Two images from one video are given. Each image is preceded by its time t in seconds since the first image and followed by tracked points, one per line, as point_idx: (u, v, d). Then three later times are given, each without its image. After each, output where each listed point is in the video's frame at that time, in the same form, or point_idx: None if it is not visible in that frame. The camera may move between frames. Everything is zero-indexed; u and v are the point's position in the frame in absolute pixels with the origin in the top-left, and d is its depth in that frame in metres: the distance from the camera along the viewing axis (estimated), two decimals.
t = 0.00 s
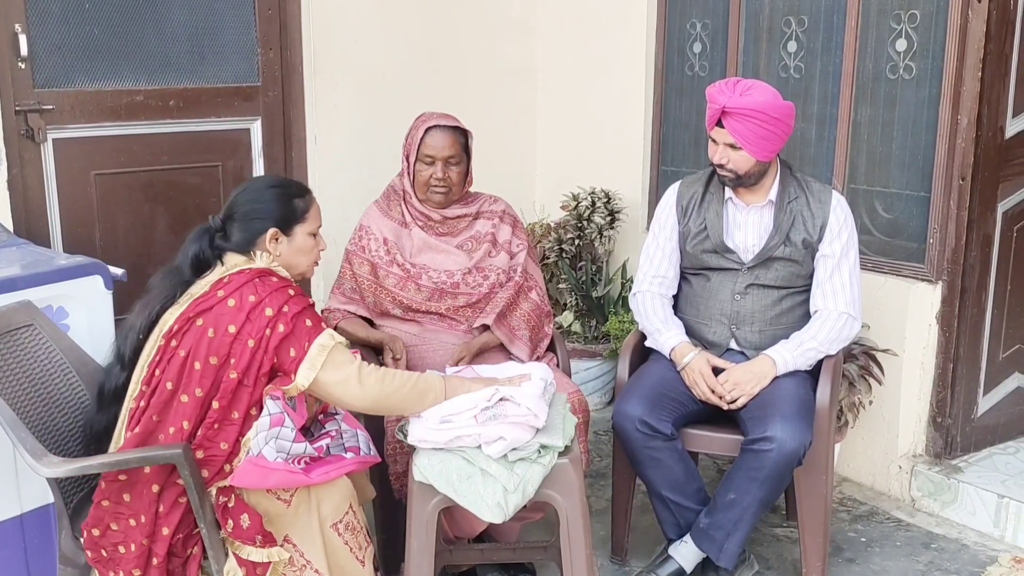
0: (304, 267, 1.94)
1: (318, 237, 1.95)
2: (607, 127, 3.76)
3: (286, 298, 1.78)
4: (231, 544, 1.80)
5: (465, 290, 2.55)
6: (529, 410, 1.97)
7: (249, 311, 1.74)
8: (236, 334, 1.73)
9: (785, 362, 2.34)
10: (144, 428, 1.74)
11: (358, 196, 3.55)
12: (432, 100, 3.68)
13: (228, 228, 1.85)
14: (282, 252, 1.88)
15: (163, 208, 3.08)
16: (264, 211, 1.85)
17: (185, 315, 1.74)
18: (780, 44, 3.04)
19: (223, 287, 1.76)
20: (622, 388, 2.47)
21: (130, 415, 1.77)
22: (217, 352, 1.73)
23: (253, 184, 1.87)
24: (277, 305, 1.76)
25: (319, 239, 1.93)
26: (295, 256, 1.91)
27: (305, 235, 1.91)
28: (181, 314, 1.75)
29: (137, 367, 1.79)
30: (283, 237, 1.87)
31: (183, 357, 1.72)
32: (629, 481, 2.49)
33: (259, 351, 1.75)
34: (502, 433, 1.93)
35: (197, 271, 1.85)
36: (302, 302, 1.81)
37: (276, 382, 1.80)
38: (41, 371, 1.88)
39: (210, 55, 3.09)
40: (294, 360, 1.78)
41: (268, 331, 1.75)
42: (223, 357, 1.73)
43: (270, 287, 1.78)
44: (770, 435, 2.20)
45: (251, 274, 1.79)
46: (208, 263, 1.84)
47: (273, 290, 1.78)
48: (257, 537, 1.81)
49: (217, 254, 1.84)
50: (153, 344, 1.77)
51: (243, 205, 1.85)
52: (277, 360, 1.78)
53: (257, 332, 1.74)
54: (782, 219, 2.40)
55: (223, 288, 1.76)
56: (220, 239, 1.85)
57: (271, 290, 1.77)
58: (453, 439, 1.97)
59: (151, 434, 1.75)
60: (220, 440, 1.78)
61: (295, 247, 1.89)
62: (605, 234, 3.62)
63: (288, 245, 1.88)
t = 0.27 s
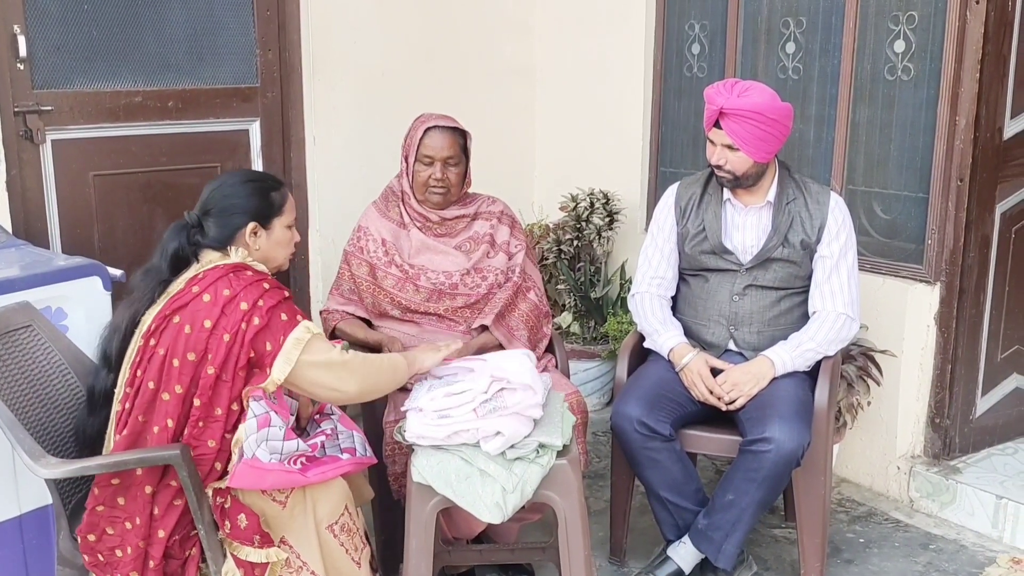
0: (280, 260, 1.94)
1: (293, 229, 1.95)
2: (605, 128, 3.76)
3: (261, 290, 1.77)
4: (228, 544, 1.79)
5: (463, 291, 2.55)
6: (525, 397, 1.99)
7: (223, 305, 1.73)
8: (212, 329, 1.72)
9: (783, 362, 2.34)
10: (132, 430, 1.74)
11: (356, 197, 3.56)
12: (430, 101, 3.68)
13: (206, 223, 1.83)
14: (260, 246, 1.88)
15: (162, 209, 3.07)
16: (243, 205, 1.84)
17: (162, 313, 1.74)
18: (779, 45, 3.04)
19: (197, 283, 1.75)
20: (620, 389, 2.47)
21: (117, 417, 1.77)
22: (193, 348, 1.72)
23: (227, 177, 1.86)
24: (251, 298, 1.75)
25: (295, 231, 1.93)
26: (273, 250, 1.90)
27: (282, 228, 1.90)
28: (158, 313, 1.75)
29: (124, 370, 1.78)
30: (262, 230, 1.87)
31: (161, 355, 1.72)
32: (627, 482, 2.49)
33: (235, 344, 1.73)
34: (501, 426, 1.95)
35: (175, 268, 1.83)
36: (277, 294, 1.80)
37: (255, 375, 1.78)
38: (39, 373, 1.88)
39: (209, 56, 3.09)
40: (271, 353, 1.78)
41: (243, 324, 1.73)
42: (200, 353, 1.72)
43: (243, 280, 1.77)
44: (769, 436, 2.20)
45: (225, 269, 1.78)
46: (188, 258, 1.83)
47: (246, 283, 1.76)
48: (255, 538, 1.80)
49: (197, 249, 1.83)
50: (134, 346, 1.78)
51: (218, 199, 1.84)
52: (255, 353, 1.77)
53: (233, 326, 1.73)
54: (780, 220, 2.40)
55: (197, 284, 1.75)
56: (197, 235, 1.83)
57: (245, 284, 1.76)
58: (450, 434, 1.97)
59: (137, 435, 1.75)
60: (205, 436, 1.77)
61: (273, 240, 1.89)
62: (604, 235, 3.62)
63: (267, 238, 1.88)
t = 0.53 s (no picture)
0: (270, 259, 1.95)
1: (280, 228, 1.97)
2: (604, 130, 3.76)
3: (264, 289, 1.80)
4: (229, 547, 1.77)
5: (464, 292, 2.55)
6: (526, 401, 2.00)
7: (228, 306, 1.74)
8: (219, 330, 1.73)
9: (783, 365, 2.34)
10: (133, 433, 1.72)
11: (356, 200, 3.56)
12: (430, 103, 3.69)
13: (195, 223, 1.83)
14: (250, 245, 1.89)
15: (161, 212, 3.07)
16: (233, 204, 1.84)
17: (164, 316, 1.73)
18: (778, 48, 3.05)
19: (198, 285, 1.76)
20: (620, 392, 2.47)
21: (117, 422, 1.75)
22: (200, 349, 1.72)
23: (216, 178, 1.87)
24: (256, 297, 1.77)
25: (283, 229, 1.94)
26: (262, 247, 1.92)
27: (271, 226, 1.92)
28: (158, 316, 1.73)
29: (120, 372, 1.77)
30: (251, 229, 1.88)
31: (166, 358, 1.71)
32: (627, 485, 2.49)
33: (244, 344, 1.75)
34: (501, 429, 1.95)
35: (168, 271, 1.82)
36: (279, 292, 1.84)
37: (261, 373, 1.81)
38: (37, 376, 1.87)
39: (209, 59, 3.09)
40: (280, 348, 1.81)
41: (251, 323, 1.76)
42: (207, 353, 1.72)
43: (245, 280, 1.79)
44: (768, 438, 2.20)
45: (223, 270, 1.79)
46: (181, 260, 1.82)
47: (249, 283, 1.79)
48: (255, 541, 1.79)
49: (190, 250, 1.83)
50: (133, 349, 1.76)
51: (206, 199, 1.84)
52: (262, 351, 1.79)
53: (241, 326, 1.75)
54: (779, 222, 2.40)
55: (197, 285, 1.75)
56: (187, 236, 1.83)
57: (247, 283, 1.79)
58: (451, 436, 1.97)
59: (140, 439, 1.73)
60: (210, 437, 1.76)
61: (262, 239, 1.90)
62: (603, 237, 3.61)
63: (256, 237, 1.89)
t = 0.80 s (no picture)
0: (266, 266, 1.94)
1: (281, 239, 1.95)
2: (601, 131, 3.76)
3: (256, 283, 1.78)
4: (226, 549, 1.78)
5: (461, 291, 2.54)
6: (526, 405, 1.99)
7: (221, 302, 1.73)
8: (213, 326, 1.72)
9: (779, 366, 2.34)
10: (129, 433, 1.72)
11: (352, 201, 3.56)
12: (426, 104, 3.68)
13: (200, 216, 1.83)
14: (248, 247, 1.87)
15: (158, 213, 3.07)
16: (239, 205, 1.84)
17: (157, 315, 1.72)
18: (774, 49, 3.05)
19: (190, 282, 1.74)
20: (616, 393, 2.47)
21: (113, 421, 1.75)
22: (194, 347, 1.71)
23: (227, 176, 1.87)
24: (249, 292, 1.76)
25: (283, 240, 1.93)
26: (260, 253, 1.90)
27: (272, 234, 1.91)
28: (152, 315, 1.73)
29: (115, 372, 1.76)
30: (251, 232, 1.86)
31: (160, 357, 1.70)
32: (624, 486, 2.49)
33: (239, 339, 1.73)
34: (497, 431, 1.94)
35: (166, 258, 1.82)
36: (271, 285, 1.81)
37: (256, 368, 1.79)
38: (33, 377, 1.87)
39: (205, 60, 3.09)
40: (275, 338, 1.78)
41: (245, 319, 1.74)
42: (201, 350, 1.71)
43: (237, 275, 1.77)
44: (765, 439, 2.20)
45: (215, 267, 1.78)
46: (177, 249, 1.83)
47: (241, 278, 1.77)
48: (251, 542, 1.79)
49: (186, 242, 1.83)
50: (126, 349, 1.75)
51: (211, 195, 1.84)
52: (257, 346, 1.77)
53: (235, 322, 1.73)
54: (776, 223, 2.41)
55: (190, 283, 1.74)
56: (189, 226, 1.83)
57: (239, 279, 1.77)
58: (448, 437, 1.97)
59: (137, 438, 1.73)
60: (208, 434, 1.76)
61: (260, 245, 1.89)
62: (600, 238, 3.61)
63: (255, 241, 1.88)
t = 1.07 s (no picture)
0: (255, 260, 1.93)
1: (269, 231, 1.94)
2: (600, 131, 3.76)
3: (234, 286, 1.75)
4: (225, 548, 1.79)
5: (460, 291, 2.54)
6: (526, 405, 1.99)
7: (196, 301, 1.71)
8: (187, 325, 1.70)
9: (779, 366, 2.34)
10: (121, 435, 1.72)
11: (352, 201, 3.56)
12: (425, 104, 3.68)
13: (182, 217, 1.82)
14: (234, 243, 1.86)
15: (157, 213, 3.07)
16: (221, 203, 1.83)
17: (139, 315, 1.72)
18: (774, 49, 3.05)
19: (172, 281, 1.75)
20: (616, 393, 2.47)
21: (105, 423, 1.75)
22: (170, 345, 1.70)
23: (210, 172, 1.86)
24: (224, 293, 1.73)
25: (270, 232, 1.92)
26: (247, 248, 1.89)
27: (258, 228, 1.90)
28: (135, 314, 1.73)
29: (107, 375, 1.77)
30: (236, 227, 1.85)
31: (142, 356, 1.70)
32: (623, 485, 2.49)
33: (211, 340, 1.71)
34: (497, 430, 1.94)
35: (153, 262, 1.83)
36: (250, 291, 1.78)
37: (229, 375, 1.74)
38: (33, 377, 1.87)
39: (204, 60, 3.09)
40: (240, 351, 1.74)
41: (217, 319, 1.71)
42: (175, 348, 1.70)
43: (216, 276, 1.75)
44: (765, 439, 2.20)
45: (198, 266, 1.77)
46: (163, 251, 1.82)
47: (219, 279, 1.75)
48: (251, 541, 1.79)
49: (171, 244, 1.82)
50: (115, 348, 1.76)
51: (194, 193, 1.83)
52: (230, 350, 1.74)
53: (207, 322, 1.71)
54: (775, 223, 2.40)
55: (171, 282, 1.74)
56: (174, 228, 1.83)
57: (218, 280, 1.75)
58: (448, 437, 1.97)
59: (126, 439, 1.73)
60: (195, 436, 1.75)
61: (247, 239, 1.88)
62: (599, 238, 3.60)
63: (241, 236, 1.86)
